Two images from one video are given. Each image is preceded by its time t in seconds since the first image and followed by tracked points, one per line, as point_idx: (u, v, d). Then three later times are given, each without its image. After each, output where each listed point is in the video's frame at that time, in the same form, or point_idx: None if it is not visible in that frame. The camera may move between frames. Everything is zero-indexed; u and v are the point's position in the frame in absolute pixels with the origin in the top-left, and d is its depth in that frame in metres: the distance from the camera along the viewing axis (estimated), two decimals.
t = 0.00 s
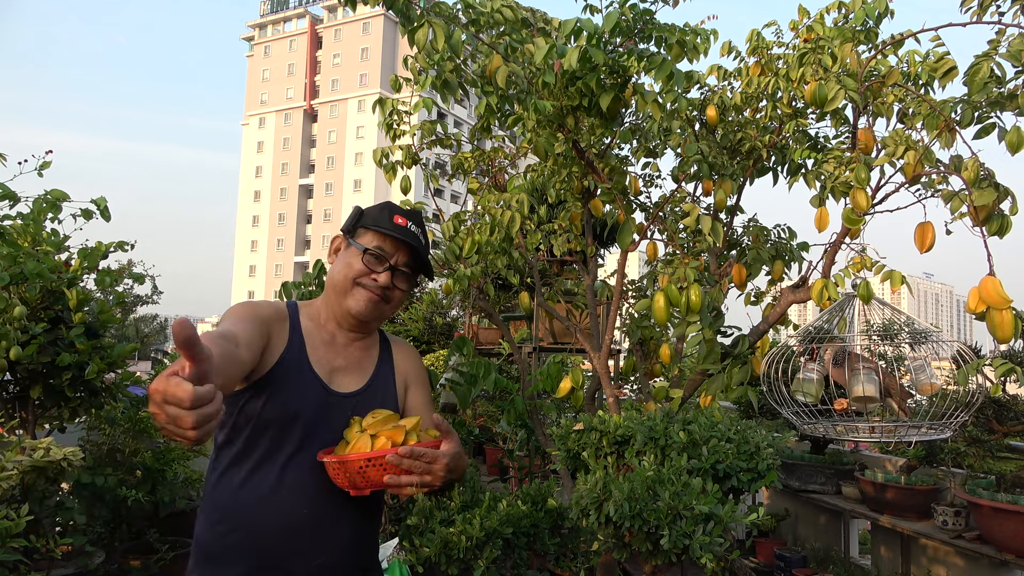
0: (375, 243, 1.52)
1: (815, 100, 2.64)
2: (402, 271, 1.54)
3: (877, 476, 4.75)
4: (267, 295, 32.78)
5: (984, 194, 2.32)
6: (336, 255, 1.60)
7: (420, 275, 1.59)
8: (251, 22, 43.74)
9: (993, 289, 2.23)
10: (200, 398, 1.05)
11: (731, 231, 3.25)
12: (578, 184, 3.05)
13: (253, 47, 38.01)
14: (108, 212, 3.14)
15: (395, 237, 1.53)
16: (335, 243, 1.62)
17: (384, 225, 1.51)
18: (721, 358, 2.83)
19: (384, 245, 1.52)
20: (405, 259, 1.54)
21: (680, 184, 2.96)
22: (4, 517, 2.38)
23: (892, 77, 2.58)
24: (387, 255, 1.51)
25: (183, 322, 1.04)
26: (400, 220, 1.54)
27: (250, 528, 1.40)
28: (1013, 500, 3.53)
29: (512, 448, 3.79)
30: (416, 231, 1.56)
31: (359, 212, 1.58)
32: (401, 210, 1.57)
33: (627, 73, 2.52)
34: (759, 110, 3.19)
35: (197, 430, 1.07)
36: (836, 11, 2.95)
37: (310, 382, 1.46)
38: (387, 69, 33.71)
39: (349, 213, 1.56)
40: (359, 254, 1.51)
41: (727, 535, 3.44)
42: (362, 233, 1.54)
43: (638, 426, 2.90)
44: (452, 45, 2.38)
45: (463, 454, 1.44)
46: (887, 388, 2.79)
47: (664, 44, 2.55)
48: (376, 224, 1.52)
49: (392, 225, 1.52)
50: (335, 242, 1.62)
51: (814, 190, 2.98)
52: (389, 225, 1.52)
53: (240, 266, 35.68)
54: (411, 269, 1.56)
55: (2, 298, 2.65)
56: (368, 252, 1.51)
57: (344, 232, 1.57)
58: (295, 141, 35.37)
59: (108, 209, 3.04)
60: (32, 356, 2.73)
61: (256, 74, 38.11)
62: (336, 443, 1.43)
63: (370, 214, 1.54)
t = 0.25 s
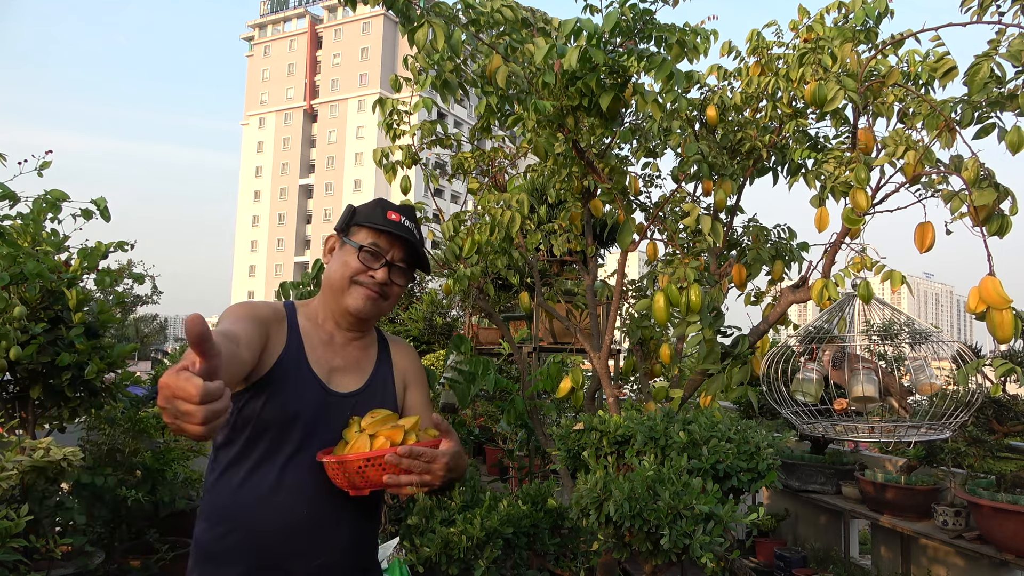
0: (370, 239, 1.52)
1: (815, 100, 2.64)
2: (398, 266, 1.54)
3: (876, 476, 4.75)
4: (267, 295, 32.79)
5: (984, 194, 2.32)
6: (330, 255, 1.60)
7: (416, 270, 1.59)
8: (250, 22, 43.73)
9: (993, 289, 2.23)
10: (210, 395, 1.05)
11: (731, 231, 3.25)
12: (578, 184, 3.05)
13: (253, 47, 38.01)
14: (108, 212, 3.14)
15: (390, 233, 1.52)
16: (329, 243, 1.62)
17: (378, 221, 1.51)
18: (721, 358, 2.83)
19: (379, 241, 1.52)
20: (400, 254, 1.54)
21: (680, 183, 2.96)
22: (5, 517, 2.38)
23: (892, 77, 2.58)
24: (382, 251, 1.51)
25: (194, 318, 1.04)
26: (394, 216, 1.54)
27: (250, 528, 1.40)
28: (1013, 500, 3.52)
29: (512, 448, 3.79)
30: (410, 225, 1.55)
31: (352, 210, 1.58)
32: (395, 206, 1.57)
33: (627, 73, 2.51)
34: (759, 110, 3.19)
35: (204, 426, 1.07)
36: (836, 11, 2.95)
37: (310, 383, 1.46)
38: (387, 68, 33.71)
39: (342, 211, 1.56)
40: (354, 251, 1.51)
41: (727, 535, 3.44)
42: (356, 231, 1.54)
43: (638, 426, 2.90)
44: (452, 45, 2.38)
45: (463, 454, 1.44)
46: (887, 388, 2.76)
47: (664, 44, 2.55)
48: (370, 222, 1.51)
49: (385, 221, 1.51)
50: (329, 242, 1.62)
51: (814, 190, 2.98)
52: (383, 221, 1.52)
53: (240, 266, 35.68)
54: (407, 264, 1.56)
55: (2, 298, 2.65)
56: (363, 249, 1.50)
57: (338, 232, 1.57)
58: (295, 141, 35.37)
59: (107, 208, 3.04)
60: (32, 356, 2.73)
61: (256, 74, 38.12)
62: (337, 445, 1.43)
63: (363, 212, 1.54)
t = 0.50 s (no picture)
0: (369, 239, 1.52)
1: (815, 100, 2.64)
2: (397, 265, 1.54)
3: (877, 476, 4.75)
4: (267, 295, 32.79)
5: (984, 194, 2.32)
6: (329, 254, 1.60)
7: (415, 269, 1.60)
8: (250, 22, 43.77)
9: (993, 289, 2.23)
10: (217, 394, 1.06)
11: (731, 231, 3.25)
12: (578, 184, 3.05)
13: (253, 47, 38.01)
14: (108, 212, 3.14)
15: (389, 232, 1.53)
16: (328, 243, 1.62)
17: (376, 221, 1.51)
18: (721, 358, 2.83)
19: (378, 241, 1.52)
20: (399, 253, 1.54)
21: (680, 183, 2.96)
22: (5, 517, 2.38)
23: (892, 77, 2.58)
24: (381, 251, 1.51)
25: (199, 317, 1.04)
26: (392, 215, 1.54)
27: (250, 528, 1.40)
28: (1014, 500, 3.52)
29: (512, 448, 3.79)
30: (408, 224, 1.55)
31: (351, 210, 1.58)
32: (393, 205, 1.57)
33: (627, 73, 2.52)
34: (759, 110, 3.19)
35: (209, 425, 1.07)
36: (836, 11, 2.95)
37: (310, 383, 1.46)
38: (387, 69, 33.71)
39: (341, 210, 1.56)
40: (353, 251, 1.51)
41: (727, 535, 3.45)
42: (354, 231, 1.54)
43: (638, 426, 2.90)
44: (452, 45, 2.38)
45: (463, 453, 1.44)
46: (886, 388, 2.76)
47: (664, 44, 2.55)
48: (368, 221, 1.51)
49: (383, 220, 1.51)
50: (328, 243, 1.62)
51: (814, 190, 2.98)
52: (381, 220, 1.52)
53: (240, 266, 35.68)
54: (406, 264, 1.56)
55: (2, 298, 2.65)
56: (363, 248, 1.51)
57: (337, 232, 1.57)
58: (295, 141, 35.37)
59: (107, 208, 3.04)
60: (32, 356, 2.73)
61: (256, 74, 38.12)
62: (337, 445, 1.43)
63: (361, 212, 1.54)
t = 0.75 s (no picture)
0: (370, 238, 1.52)
1: (815, 100, 2.64)
2: (397, 265, 1.54)
3: (877, 476, 4.75)
4: (266, 295, 32.80)
5: (984, 194, 2.32)
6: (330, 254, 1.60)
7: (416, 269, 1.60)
8: (250, 22, 43.78)
9: (993, 289, 2.23)
10: (220, 394, 1.06)
11: (731, 231, 3.25)
12: (578, 184, 3.05)
13: (253, 47, 38.02)
14: (108, 212, 3.14)
15: (389, 232, 1.52)
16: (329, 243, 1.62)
17: (377, 220, 1.51)
18: (721, 358, 2.83)
19: (378, 240, 1.52)
20: (400, 253, 1.54)
21: (680, 183, 2.96)
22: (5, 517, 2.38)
23: (892, 78, 2.58)
24: (382, 250, 1.52)
25: (203, 317, 1.05)
26: (393, 215, 1.54)
27: (251, 529, 1.40)
28: (1014, 500, 3.52)
29: (512, 448, 3.79)
30: (409, 223, 1.56)
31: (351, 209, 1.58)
32: (394, 204, 1.57)
33: (627, 73, 2.52)
34: (759, 110, 3.19)
35: (211, 424, 1.07)
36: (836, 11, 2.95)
37: (311, 383, 1.46)
38: (387, 69, 33.71)
39: (341, 210, 1.56)
40: (354, 250, 1.51)
41: (727, 535, 3.45)
42: (355, 230, 1.54)
43: (638, 426, 2.90)
44: (452, 45, 2.38)
45: (464, 454, 1.44)
46: (887, 389, 2.76)
47: (664, 44, 2.55)
48: (369, 221, 1.51)
49: (384, 219, 1.51)
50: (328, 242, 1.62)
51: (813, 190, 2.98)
52: (381, 220, 1.52)
53: (240, 266, 35.68)
54: (407, 263, 1.56)
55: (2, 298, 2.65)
56: (363, 248, 1.51)
57: (337, 232, 1.57)
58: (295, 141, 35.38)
59: (107, 208, 3.04)
60: (32, 356, 2.73)
61: (256, 74, 38.12)
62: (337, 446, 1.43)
63: (362, 211, 1.54)
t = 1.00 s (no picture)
0: (371, 237, 1.53)
1: (815, 100, 2.64)
2: (399, 263, 1.54)
3: (877, 476, 4.75)
4: (266, 295, 32.80)
5: (984, 194, 2.32)
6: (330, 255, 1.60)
7: (416, 266, 1.60)
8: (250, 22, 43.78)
9: (993, 289, 2.23)
10: (220, 396, 1.06)
11: (731, 231, 3.25)
12: (578, 184, 3.05)
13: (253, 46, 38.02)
14: (108, 212, 3.14)
15: (389, 229, 1.53)
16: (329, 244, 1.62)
17: (377, 219, 1.52)
18: (721, 358, 2.83)
19: (379, 239, 1.53)
20: (399, 250, 1.55)
21: (680, 183, 2.96)
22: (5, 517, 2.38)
23: (892, 77, 2.58)
24: (383, 249, 1.52)
25: (205, 318, 1.05)
26: (393, 214, 1.54)
27: (252, 530, 1.40)
28: (1013, 500, 3.53)
29: (512, 448, 3.79)
30: (409, 222, 1.56)
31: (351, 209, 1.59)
32: (394, 203, 1.57)
33: (627, 73, 2.52)
34: (759, 110, 3.19)
35: (210, 425, 1.07)
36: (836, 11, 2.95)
37: (312, 383, 1.46)
38: (387, 69, 33.71)
39: (341, 210, 1.56)
40: (355, 249, 1.52)
41: (727, 535, 3.45)
42: (355, 230, 1.54)
43: (638, 426, 2.90)
44: (452, 45, 2.38)
45: (466, 454, 1.45)
46: (886, 392, 2.74)
47: (664, 44, 2.55)
48: (369, 220, 1.52)
49: (384, 218, 1.52)
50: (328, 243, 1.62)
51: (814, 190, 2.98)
52: (382, 219, 1.52)
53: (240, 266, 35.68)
54: (408, 262, 1.56)
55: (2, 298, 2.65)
56: (364, 247, 1.51)
57: (336, 231, 1.57)
58: (295, 141, 35.38)
59: (107, 208, 3.04)
60: (32, 356, 2.73)
61: (256, 74, 38.13)
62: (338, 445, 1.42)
63: (362, 211, 1.54)
